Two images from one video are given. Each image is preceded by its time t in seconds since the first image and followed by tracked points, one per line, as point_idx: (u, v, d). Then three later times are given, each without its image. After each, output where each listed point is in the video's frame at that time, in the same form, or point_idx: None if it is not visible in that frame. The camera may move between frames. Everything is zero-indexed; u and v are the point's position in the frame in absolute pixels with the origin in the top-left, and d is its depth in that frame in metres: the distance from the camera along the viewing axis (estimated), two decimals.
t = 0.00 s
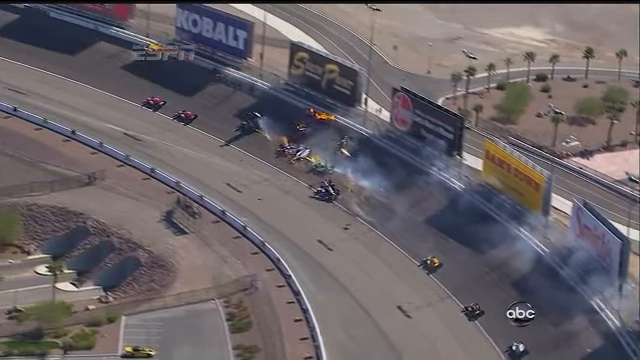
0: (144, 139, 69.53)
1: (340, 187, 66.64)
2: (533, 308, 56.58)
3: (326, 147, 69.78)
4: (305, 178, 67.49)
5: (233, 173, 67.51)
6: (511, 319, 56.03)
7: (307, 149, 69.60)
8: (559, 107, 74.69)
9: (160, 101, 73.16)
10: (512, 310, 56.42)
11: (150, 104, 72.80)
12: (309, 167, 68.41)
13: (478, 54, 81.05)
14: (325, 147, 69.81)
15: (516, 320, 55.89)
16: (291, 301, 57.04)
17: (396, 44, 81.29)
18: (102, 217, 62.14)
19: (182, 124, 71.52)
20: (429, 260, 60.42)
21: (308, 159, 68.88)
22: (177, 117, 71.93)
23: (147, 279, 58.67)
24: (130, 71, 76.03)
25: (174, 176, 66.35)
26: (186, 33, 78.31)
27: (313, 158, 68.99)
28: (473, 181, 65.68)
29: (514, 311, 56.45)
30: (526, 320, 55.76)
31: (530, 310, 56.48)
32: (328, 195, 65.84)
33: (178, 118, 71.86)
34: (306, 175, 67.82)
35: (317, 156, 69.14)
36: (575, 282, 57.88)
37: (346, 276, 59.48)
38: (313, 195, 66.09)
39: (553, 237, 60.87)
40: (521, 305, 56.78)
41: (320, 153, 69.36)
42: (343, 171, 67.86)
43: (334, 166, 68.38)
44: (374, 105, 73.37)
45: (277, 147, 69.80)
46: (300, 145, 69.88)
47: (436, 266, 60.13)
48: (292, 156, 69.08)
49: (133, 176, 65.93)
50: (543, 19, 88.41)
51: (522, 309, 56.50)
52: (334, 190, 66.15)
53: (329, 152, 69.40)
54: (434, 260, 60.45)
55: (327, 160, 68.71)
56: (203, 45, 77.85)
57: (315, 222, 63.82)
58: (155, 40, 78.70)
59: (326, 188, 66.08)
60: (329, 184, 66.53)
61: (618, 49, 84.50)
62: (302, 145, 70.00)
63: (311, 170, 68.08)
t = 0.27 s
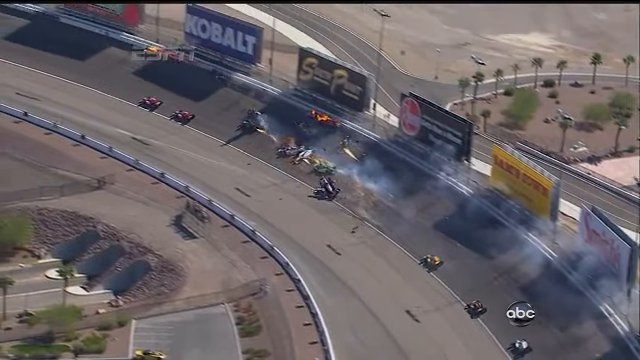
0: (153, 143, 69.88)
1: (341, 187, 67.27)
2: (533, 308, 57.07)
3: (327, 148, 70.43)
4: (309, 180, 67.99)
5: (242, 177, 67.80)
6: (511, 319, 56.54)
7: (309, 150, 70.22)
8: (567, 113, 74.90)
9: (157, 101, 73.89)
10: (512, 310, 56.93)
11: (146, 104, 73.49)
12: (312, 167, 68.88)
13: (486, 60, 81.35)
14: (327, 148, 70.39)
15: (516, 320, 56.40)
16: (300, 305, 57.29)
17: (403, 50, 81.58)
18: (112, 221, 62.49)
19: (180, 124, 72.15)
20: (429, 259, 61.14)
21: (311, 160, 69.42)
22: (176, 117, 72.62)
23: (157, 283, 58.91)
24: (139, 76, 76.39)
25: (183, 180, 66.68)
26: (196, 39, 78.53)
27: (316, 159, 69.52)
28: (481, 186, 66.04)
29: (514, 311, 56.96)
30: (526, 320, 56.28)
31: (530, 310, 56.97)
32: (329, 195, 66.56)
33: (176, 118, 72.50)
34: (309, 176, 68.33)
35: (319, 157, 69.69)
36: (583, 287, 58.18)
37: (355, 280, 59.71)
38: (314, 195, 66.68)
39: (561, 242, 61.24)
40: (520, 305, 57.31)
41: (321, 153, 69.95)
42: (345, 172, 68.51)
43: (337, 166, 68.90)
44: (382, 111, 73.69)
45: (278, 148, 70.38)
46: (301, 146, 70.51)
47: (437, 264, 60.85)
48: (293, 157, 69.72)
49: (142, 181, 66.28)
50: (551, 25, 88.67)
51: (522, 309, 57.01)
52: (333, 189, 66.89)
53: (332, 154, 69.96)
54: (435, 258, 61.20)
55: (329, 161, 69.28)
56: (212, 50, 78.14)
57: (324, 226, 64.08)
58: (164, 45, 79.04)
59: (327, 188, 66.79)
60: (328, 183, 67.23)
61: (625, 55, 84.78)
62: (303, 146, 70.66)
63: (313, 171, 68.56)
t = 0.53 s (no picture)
0: (159, 146, 70.09)
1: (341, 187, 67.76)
2: (532, 308, 57.45)
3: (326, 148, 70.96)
4: (309, 180, 68.42)
5: (248, 181, 68.00)
6: (511, 319, 56.87)
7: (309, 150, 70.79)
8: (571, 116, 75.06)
9: (154, 100, 74.36)
10: (512, 310, 57.29)
11: (144, 103, 73.96)
12: (313, 167, 69.33)
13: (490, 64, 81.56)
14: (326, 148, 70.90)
15: (516, 320, 56.72)
16: (306, 308, 57.43)
17: (408, 53, 81.74)
18: (119, 224, 62.69)
19: (178, 124, 72.64)
20: (429, 257, 61.71)
21: (311, 159, 69.91)
22: (173, 116, 73.14)
23: (163, 286, 59.04)
24: (146, 79, 76.58)
25: (190, 183, 66.88)
26: (202, 43, 78.82)
27: (317, 159, 69.97)
28: (487, 189, 66.09)
29: (514, 311, 57.30)
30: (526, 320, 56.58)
31: (530, 310, 57.33)
32: (327, 193, 67.16)
33: (174, 117, 73.01)
34: (309, 176, 68.81)
35: (320, 157, 70.10)
36: (588, 291, 58.09)
37: (361, 283, 59.84)
38: (313, 194, 67.23)
39: (567, 246, 61.20)
40: (521, 306, 57.68)
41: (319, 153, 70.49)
42: (344, 171, 69.07)
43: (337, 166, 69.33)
44: (387, 114, 73.80)
45: (278, 148, 70.84)
46: (301, 146, 71.03)
47: (437, 262, 61.39)
48: (293, 157, 70.23)
49: (149, 184, 66.49)
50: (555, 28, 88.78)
51: (522, 309, 57.37)
52: (332, 188, 67.43)
53: (332, 154, 70.40)
54: (434, 257, 61.75)
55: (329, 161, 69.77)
56: (218, 54, 78.39)
57: (329, 229, 64.25)
58: (171, 49, 79.34)
59: (325, 188, 67.36)
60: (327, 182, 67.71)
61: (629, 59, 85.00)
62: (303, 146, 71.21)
63: (314, 171, 68.96)
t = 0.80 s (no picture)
0: (168, 151, 70.45)
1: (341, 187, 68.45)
2: (532, 308, 58.02)
3: (327, 149, 71.63)
4: (310, 181, 69.13)
5: (256, 185, 68.34)
6: (511, 319, 57.41)
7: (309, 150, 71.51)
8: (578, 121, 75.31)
9: (150, 100, 75.00)
10: (512, 310, 57.82)
11: (139, 103, 74.60)
12: (314, 167, 70.03)
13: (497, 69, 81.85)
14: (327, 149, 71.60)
15: (516, 320, 57.29)
16: (315, 312, 57.69)
17: (416, 58, 82.06)
18: (128, 228, 63.05)
19: (175, 124, 73.35)
20: (429, 255, 62.44)
21: (313, 160, 70.60)
22: (170, 116, 73.87)
23: (173, 289, 59.36)
24: (154, 84, 76.89)
25: (198, 187, 67.22)
26: (210, 47, 79.22)
27: (318, 159, 70.77)
28: (494, 194, 66.29)
29: (514, 311, 57.84)
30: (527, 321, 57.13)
31: (530, 310, 57.92)
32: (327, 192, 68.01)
33: (171, 117, 73.71)
34: (310, 176, 69.51)
35: (322, 158, 70.86)
36: (596, 295, 58.40)
37: (370, 287, 60.11)
38: (312, 193, 68.01)
39: (574, 250, 61.38)
40: (521, 306, 58.22)
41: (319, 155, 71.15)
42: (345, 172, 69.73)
43: (340, 166, 70.16)
44: (395, 119, 74.07)
45: (278, 148, 71.53)
46: (302, 147, 71.68)
47: (437, 260, 62.19)
48: (294, 159, 70.83)
49: (158, 188, 66.85)
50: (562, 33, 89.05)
51: (522, 309, 57.92)
52: (332, 186, 68.25)
53: (335, 155, 71.19)
54: (434, 255, 62.50)
55: (330, 161, 70.56)
56: (226, 58, 78.81)
57: (338, 234, 64.54)
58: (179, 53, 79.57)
59: (324, 188, 68.20)
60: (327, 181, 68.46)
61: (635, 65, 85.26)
62: (303, 147, 71.81)
63: (315, 172, 69.64)
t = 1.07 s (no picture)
0: (176, 155, 70.84)
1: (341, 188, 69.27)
2: (532, 308, 58.62)
3: (327, 150, 72.40)
4: (311, 181, 69.92)
5: (265, 189, 68.69)
6: (511, 319, 58.04)
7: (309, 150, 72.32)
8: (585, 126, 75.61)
9: (146, 100, 75.77)
10: (512, 310, 58.46)
11: (135, 103, 75.36)
12: (314, 168, 70.82)
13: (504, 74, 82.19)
14: (327, 151, 72.39)
15: (516, 320, 57.89)
16: (323, 316, 57.96)
17: (423, 63, 82.42)
18: (137, 231, 63.39)
19: (171, 123, 74.18)
20: (429, 253, 63.34)
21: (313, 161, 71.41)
22: (166, 116, 74.64)
23: (182, 293, 59.62)
24: (163, 88, 77.32)
25: (207, 191, 67.57)
26: (218, 52, 79.85)
27: (318, 160, 71.58)
28: (502, 198, 66.45)
29: (514, 311, 58.47)
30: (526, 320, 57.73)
31: (530, 310, 58.53)
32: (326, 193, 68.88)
33: (167, 116, 74.52)
34: (310, 176, 70.32)
35: (323, 159, 71.65)
36: (604, 299, 58.34)
37: (378, 291, 60.37)
38: (310, 192, 68.86)
39: (582, 255, 61.22)
40: (520, 306, 58.85)
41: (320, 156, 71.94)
42: (346, 173, 70.45)
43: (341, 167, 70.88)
44: (402, 124, 74.41)
45: (279, 149, 72.27)
46: (303, 147, 72.50)
47: (436, 258, 63.09)
48: (294, 159, 71.59)
49: (167, 192, 67.22)
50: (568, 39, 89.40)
51: (522, 309, 58.53)
52: (331, 186, 69.09)
53: (340, 157, 71.79)
54: (434, 252, 63.39)
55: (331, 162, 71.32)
56: (235, 63, 79.32)
57: (346, 238, 64.86)
58: (187, 58, 80.04)
59: (323, 188, 69.05)
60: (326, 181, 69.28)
61: None
62: (302, 147, 72.59)
63: (316, 172, 70.43)
